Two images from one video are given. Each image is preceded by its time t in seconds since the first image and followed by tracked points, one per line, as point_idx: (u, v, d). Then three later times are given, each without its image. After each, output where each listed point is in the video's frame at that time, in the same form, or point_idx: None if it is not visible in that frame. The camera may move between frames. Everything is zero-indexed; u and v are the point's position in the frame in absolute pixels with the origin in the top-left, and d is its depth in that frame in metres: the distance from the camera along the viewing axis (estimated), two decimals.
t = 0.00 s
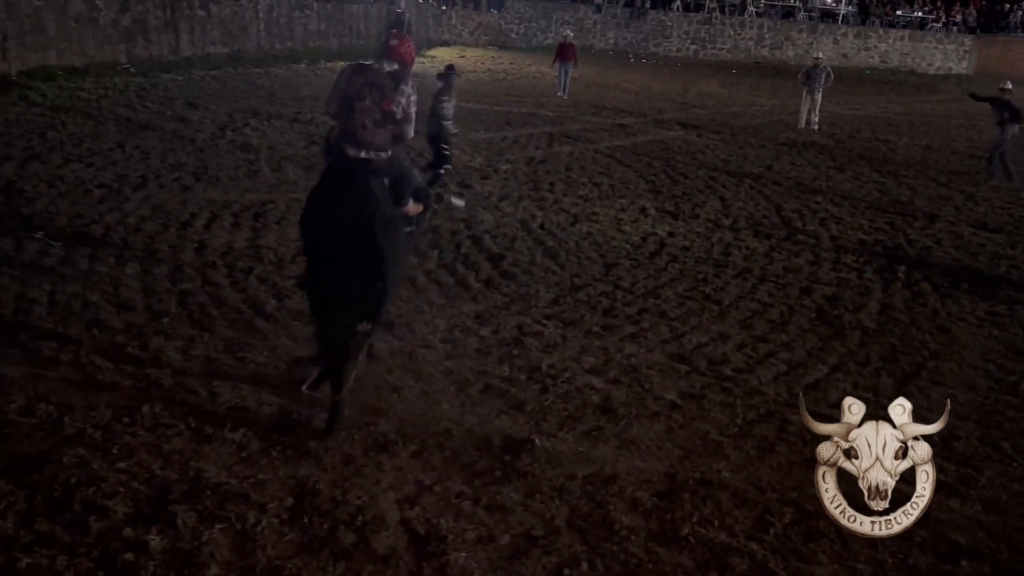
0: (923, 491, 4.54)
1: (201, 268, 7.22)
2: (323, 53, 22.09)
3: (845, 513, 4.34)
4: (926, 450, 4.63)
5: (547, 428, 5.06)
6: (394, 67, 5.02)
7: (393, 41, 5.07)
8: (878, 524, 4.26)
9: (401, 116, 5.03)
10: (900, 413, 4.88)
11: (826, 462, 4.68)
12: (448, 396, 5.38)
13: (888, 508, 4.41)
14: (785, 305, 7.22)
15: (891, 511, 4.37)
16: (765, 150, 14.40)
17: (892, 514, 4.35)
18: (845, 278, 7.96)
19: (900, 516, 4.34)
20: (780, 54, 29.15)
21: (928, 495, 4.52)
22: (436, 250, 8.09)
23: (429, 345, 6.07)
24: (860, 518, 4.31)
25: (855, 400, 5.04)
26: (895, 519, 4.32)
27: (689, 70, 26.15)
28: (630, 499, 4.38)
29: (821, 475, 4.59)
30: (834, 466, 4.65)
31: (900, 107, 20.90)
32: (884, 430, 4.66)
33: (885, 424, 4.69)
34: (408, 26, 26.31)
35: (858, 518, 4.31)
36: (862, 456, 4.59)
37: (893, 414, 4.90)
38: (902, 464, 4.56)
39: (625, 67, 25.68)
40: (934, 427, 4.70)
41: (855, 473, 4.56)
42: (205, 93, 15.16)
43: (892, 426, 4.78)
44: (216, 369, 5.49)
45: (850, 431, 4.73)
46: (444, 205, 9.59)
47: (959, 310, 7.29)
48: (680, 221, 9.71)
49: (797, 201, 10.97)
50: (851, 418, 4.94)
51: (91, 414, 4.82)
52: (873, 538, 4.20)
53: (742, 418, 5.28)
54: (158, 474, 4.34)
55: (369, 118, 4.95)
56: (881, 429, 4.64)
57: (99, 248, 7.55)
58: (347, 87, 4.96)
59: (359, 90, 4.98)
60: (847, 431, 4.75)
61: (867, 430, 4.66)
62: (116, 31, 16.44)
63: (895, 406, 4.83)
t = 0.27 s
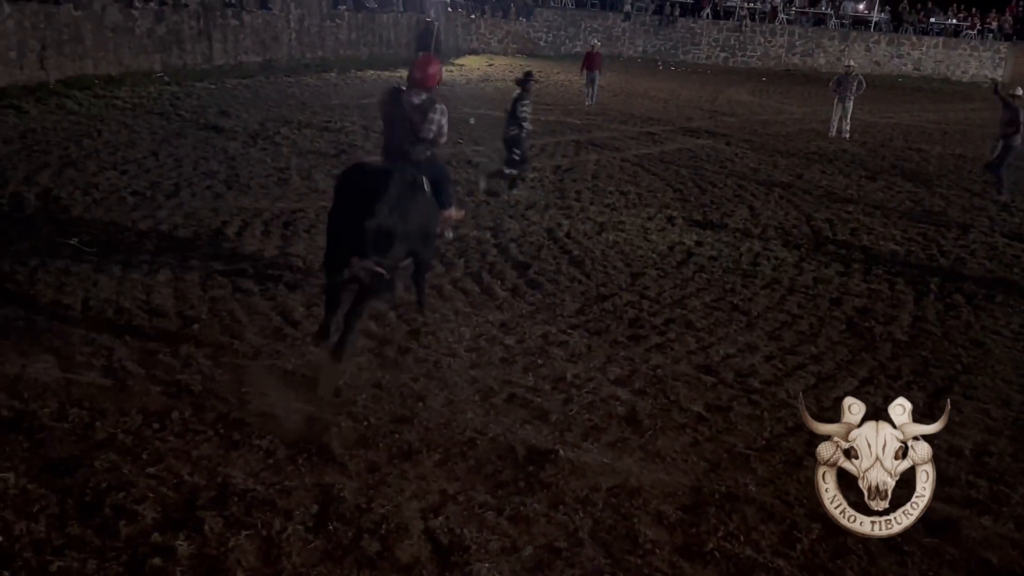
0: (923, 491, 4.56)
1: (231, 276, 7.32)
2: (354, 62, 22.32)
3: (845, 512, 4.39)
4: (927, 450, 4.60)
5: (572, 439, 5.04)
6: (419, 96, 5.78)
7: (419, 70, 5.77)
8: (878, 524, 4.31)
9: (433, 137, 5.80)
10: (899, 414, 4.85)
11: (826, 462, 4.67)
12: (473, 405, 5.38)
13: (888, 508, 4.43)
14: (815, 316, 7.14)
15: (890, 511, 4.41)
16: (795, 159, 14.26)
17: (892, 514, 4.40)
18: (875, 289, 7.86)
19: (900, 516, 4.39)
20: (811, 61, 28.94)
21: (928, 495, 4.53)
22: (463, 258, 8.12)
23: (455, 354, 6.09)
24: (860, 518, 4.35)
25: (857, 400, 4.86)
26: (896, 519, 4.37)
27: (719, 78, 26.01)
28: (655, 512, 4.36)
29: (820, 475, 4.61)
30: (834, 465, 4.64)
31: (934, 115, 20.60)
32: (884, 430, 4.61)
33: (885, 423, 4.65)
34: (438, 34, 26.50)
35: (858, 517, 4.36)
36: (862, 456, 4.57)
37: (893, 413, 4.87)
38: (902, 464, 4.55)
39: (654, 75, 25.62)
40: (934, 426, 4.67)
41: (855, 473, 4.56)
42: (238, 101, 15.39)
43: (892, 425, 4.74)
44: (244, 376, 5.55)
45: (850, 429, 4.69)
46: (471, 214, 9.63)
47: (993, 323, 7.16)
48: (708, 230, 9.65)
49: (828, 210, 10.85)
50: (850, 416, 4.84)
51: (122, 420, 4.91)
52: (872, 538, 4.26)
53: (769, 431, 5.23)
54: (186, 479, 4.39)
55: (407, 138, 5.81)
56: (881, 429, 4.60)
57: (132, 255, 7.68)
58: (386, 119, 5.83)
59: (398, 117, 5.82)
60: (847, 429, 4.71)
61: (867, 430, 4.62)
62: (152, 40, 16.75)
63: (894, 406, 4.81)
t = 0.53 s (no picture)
0: (923, 491, 4.64)
1: (245, 285, 7.36)
2: (368, 71, 22.43)
3: (845, 513, 4.47)
4: (926, 451, 4.72)
5: (584, 450, 5.02)
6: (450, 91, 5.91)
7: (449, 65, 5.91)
8: (878, 524, 4.38)
9: (456, 132, 5.96)
10: (898, 417, 5.13)
11: (828, 462, 4.81)
12: (485, 414, 5.39)
13: (888, 508, 4.51)
14: (830, 327, 7.09)
15: (890, 511, 4.49)
16: (810, 168, 14.20)
17: (892, 514, 4.47)
18: (891, 300, 7.80)
19: (900, 516, 4.46)
20: (825, 69, 28.87)
21: (928, 495, 4.62)
22: (475, 267, 8.13)
23: (467, 364, 6.09)
24: (860, 518, 4.43)
25: (855, 402, 5.30)
26: (896, 518, 4.44)
27: (732, 86, 25.96)
28: (667, 525, 4.33)
29: (822, 475, 4.74)
30: (835, 466, 4.78)
31: (950, 124, 20.44)
32: (883, 431, 4.81)
33: (885, 425, 4.86)
34: (451, 44, 26.58)
35: (858, 517, 4.44)
36: (862, 456, 4.73)
37: (891, 416, 5.15)
38: (902, 464, 4.69)
39: (668, 84, 25.58)
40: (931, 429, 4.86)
41: (855, 472, 4.70)
42: (253, 111, 15.49)
43: (892, 429, 4.92)
44: (257, 385, 5.58)
45: (851, 432, 4.90)
46: (483, 223, 9.64)
47: (1010, 335, 7.10)
48: (722, 239, 9.61)
49: (842, 219, 10.79)
50: (852, 421, 5.12)
51: (136, 429, 4.94)
52: (872, 537, 4.33)
53: (783, 443, 5.19)
54: (199, 488, 4.41)
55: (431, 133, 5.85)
56: (880, 430, 4.81)
57: (147, 264, 7.74)
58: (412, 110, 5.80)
59: (422, 107, 5.84)
60: (848, 432, 4.92)
61: (867, 431, 4.82)
62: (168, 50, 16.89)
63: (895, 407, 5.16)
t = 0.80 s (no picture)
0: (923, 491, 4.49)
1: (250, 296, 7.37)
2: (374, 83, 22.53)
3: (845, 513, 4.45)
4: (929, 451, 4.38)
5: (589, 463, 5.01)
6: (432, 76, 6.54)
7: (426, 53, 6.46)
8: (878, 524, 4.36)
9: (450, 110, 6.62)
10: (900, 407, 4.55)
11: (827, 461, 4.51)
12: (489, 426, 5.38)
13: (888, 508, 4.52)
14: (835, 338, 7.07)
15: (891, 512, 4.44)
16: (815, 178, 14.18)
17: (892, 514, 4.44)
18: (897, 311, 7.78)
19: (900, 516, 4.42)
20: (830, 80, 28.91)
21: (928, 494, 4.47)
22: (480, 278, 8.13)
23: (471, 375, 6.08)
24: (861, 518, 4.41)
25: (857, 402, 4.38)
26: (896, 518, 4.41)
27: (737, 97, 25.98)
28: (672, 539, 4.31)
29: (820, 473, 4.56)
30: (834, 466, 4.49)
31: (955, 134, 20.41)
32: (885, 429, 4.39)
33: (885, 422, 4.42)
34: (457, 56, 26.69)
35: (858, 517, 4.42)
36: (862, 457, 4.42)
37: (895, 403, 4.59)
38: (902, 464, 4.38)
39: (672, 95, 25.60)
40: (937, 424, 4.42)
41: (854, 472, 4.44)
42: (259, 122, 15.56)
43: (893, 422, 4.49)
44: (261, 397, 5.58)
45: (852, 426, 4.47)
46: (487, 234, 9.65)
47: (1017, 346, 7.06)
48: (726, 250, 9.61)
49: (848, 230, 10.77)
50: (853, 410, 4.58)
51: (139, 441, 4.94)
52: (871, 536, 4.35)
53: (788, 456, 5.16)
54: (202, 501, 4.41)
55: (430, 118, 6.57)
56: (881, 429, 4.38)
57: (152, 275, 7.76)
58: (410, 106, 6.50)
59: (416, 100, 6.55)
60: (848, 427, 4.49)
61: (867, 429, 4.40)
62: (176, 62, 16.99)
63: (894, 406, 4.43)
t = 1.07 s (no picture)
0: (923, 491, 4.68)
1: (249, 310, 7.36)
2: (372, 97, 22.59)
3: (845, 513, 4.58)
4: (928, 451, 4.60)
5: (587, 478, 4.98)
6: (445, 94, 6.79)
7: (437, 75, 6.70)
8: (878, 524, 4.49)
9: (466, 125, 6.85)
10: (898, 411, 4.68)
11: (828, 462, 4.67)
12: (487, 441, 5.35)
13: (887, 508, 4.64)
14: (834, 352, 7.06)
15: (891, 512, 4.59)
16: (812, 191, 14.20)
17: (892, 515, 4.57)
18: (896, 324, 7.77)
19: (900, 516, 4.56)
20: (827, 93, 29.03)
21: (928, 494, 4.65)
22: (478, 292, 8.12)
23: (469, 390, 6.05)
24: (860, 518, 4.54)
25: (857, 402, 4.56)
26: (895, 519, 4.54)
27: (734, 110, 26.06)
28: (671, 555, 4.29)
29: (820, 473, 4.71)
30: (835, 466, 4.65)
31: (952, 147, 20.45)
32: (885, 430, 4.57)
33: (885, 422, 4.61)
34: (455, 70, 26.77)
35: (858, 518, 4.54)
36: (862, 457, 4.59)
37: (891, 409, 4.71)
38: (902, 464, 4.58)
39: (669, 109, 25.65)
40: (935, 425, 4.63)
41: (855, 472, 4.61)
42: (258, 136, 15.59)
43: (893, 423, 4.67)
44: (258, 412, 5.55)
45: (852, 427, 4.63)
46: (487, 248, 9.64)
47: (1016, 359, 7.05)
48: (725, 263, 9.61)
49: (846, 243, 10.77)
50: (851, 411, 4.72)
51: (135, 457, 4.91)
52: (871, 536, 4.47)
53: (788, 471, 5.14)
54: (199, 518, 4.38)
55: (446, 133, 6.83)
56: (881, 429, 4.56)
57: (150, 289, 7.75)
58: (426, 126, 6.84)
59: (432, 117, 6.83)
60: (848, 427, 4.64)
61: (867, 430, 4.57)
62: (175, 76, 17.04)
63: (895, 406, 4.64)
